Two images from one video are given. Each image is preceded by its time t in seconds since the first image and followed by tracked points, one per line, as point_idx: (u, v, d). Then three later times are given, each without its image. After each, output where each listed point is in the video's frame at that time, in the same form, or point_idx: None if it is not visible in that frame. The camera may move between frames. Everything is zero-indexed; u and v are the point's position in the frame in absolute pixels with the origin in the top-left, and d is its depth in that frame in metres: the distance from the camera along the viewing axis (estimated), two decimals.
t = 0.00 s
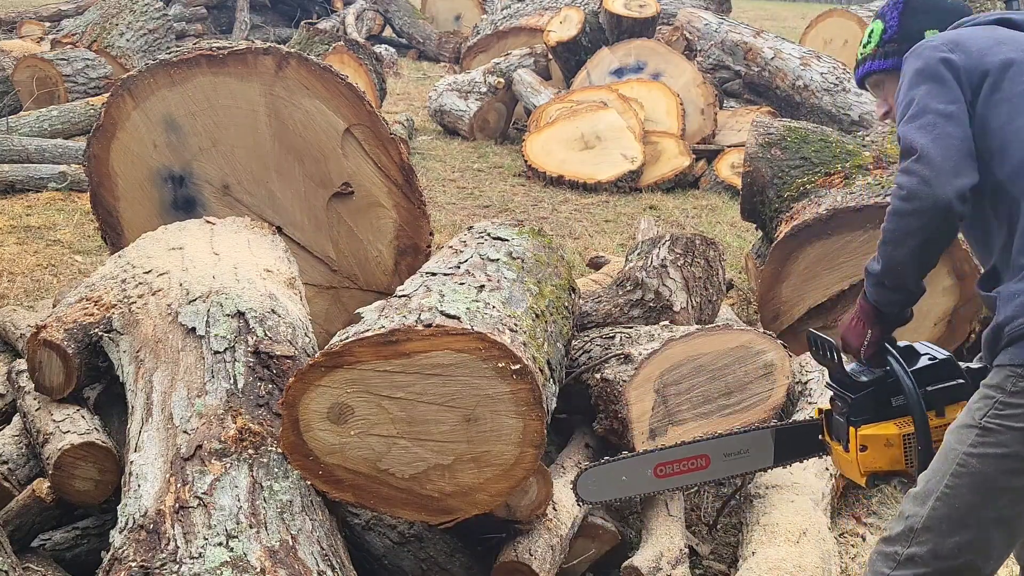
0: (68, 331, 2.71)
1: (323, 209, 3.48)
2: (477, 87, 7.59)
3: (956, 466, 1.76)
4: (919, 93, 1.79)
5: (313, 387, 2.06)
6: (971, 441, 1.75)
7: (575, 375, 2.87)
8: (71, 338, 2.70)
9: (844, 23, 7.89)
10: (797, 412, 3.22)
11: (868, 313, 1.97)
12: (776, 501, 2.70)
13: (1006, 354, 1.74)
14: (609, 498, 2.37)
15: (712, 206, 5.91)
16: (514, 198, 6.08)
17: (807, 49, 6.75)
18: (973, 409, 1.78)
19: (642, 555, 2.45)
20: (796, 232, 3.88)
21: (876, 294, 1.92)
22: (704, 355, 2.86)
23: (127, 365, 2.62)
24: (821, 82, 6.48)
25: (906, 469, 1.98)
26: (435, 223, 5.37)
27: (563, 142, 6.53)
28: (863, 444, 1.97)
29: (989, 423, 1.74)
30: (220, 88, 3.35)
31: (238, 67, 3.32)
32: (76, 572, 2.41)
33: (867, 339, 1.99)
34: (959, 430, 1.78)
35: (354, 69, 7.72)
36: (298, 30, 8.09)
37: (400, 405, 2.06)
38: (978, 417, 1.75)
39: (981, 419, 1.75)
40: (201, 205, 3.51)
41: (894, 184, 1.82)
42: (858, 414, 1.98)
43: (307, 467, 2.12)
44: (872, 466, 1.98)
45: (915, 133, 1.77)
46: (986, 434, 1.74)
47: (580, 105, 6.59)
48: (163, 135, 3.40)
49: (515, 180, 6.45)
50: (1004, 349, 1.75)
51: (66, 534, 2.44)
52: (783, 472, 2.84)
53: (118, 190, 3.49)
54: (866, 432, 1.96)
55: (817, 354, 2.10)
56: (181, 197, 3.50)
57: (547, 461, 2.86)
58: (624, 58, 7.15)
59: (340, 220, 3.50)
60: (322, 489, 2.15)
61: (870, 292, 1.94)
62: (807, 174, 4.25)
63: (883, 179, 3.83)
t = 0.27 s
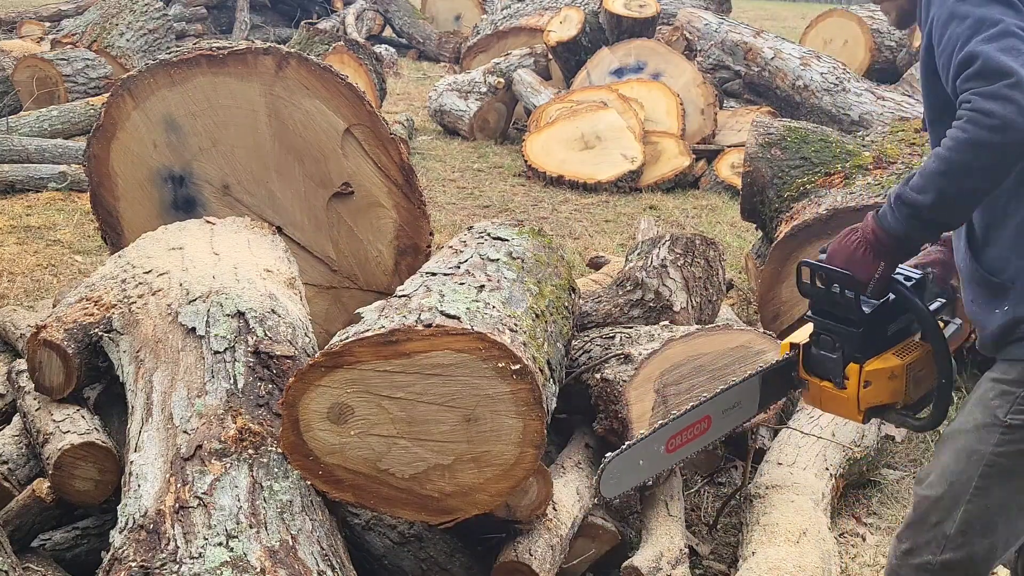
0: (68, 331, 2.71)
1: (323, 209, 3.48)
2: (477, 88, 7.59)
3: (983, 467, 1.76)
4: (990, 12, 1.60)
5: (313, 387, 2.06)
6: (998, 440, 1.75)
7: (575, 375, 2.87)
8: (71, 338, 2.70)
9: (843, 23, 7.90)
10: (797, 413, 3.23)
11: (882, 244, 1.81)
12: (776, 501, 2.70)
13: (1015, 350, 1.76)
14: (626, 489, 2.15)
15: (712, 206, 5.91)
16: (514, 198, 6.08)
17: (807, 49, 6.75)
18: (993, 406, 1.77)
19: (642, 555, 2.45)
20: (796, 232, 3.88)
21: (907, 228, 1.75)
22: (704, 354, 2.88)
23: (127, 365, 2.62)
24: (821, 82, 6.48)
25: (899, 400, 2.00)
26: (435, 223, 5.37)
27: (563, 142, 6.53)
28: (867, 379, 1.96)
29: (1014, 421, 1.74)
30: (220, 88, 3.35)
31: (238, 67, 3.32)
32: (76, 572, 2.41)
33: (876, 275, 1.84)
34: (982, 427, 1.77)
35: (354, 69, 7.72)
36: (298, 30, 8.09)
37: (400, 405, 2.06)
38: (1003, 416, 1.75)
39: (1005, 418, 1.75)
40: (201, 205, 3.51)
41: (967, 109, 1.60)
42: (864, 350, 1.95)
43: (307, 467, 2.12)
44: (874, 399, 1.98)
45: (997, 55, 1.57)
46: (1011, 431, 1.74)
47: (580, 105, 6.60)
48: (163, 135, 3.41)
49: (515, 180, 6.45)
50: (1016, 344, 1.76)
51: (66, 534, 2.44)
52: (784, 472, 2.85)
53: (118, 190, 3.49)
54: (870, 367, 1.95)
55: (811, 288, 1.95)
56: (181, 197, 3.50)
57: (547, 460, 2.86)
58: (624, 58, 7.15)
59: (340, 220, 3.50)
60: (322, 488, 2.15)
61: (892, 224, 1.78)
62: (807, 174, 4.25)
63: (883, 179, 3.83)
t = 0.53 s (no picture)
0: (68, 331, 2.71)
1: (323, 209, 3.48)
2: (477, 88, 7.59)
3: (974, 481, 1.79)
4: None
5: (313, 387, 2.06)
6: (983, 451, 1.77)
7: (575, 375, 2.87)
8: (71, 338, 2.70)
9: (843, 23, 7.91)
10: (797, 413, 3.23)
11: (908, 239, 1.62)
12: (776, 501, 2.70)
13: (992, 359, 1.74)
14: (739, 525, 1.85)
15: (712, 206, 5.91)
16: (514, 198, 6.08)
17: (807, 49, 6.75)
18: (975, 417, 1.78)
19: (642, 555, 2.45)
20: (796, 232, 3.88)
21: (946, 222, 1.58)
22: (704, 354, 2.88)
23: (126, 365, 2.62)
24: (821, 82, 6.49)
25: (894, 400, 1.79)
26: (435, 223, 5.37)
27: (563, 142, 6.52)
28: (876, 392, 1.71)
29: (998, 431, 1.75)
30: (220, 88, 3.35)
31: (238, 67, 3.32)
32: (76, 572, 2.41)
33: (899, 276, 1.64)
34: (967, 439, 1.78)
35: (354, 69, 7.72)
36: (298, 30, 8.08)
37: (400, 405, 2.06)
38: (986, 426, 1.76)
39: (989, 427, 1.76)
40: (201, 205, 3.51)
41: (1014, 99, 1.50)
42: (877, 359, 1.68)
43: (308, 467, 2.12)
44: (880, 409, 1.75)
45: None
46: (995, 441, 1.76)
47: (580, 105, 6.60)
48: (163, 135, 3.41)
49: (515, 180, 6.45)
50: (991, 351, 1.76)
51: (66, 535, 2.44)
52: (784, 472, 2.85)
53: (118, 190, 3.49)
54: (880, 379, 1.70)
55: (831, 299, 1.66)
56: (181, 197, 3.50)
57: (546, 460, 2.86)
58: (624, 58, 7.15)
59: (340, 220, 3.50)
60: (322, 488, 2.15)
61: (922, 211, 1.61)
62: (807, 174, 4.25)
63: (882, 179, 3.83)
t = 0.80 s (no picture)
0: (68, 331, 2.71)
1: (323, 209, 3.48)
2: (477, 88, 7.59)
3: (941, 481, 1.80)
4: None
5: (313, 387, 2.06)
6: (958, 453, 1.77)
7: (575, 375, 2.87)
8: (71, 338, 2.70)
9: (843, 22, 7.91)
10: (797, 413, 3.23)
11: (976, 243, 1.55)
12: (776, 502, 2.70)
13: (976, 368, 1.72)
14: None
15: (712, 206, 5.91)
16: (514, 198, 6.08)
17: (807, 49, 6.75)
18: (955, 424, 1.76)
19: (642, 555, 2.44)
20: (796, 232, 3.88)
21: (1014, 220, 1.53)
22: (704, 354, 2.89)
23: (126, 365, 2.62)
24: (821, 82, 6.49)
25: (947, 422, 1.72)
26: (435, 223, 5.37)
27: (563, 142, 6.52)
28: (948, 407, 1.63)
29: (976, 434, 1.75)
30: (220, 88, 3.35)
31: (238, 67, 3.32)
32: (76, 572, 2.41)
33: (966, 284, 1.57)
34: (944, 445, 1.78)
35: (354, 69, 7.72)
36: (298, 30, 8.08)
37: (400, 405, 2.06)
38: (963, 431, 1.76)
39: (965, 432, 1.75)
40: (201, 205, 3.51)
41: None
42: (944, 376, 1.62)
43: (308, 467, 2.12)
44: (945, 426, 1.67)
45: None
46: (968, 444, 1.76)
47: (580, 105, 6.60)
48: (163, 135, 3.41)
49: (515, 180, 6.45)
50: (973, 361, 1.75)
51: (66, 535, 2.44)
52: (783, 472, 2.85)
53: (118, 190, 3.49)
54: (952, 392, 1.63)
55: (910, 317, 1.58)
56: (181, 197, 3.50)
57: (546, 460, 2.86)
58: (624, 58, 7.15)
59: (340, 220, 3.50)
60: (322, 488, 2.15)
61: (989, 211, 1.54)
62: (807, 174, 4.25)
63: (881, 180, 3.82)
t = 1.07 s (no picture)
0: (68, 331, 2.71)
1: (323, 209, 3.48)
2: (477, 88, 7.59)
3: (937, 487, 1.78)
4: None
5: (313, 387, 2.06)
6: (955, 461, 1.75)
7: (575, 375, 2.87)
8: (71, 338, 2.70)
9: (842, 23, 7.91)
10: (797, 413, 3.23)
11: (985, 248, 1.57)
12: (776, 501, 2.70)
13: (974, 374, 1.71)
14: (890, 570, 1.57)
15: (712, 206, 5.91)
16: (514, 198, 6.08)
17: (807, 49, 6.75)
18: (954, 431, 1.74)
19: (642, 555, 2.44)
20: (796, 232, 3.88)
21: None
22: (705, 356, 2.89)
23: (127, 365, 2.62)
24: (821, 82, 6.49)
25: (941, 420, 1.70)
26: (435, 223, 5.37)
27: (563, 142, 6.52)
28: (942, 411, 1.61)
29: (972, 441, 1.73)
30: (220, 88, 3.35)
31: (238, 67, 3.32)
32: (76, 572, 2.41)
33: (972, 289, 1.59)
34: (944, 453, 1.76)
35: (354, 69, 7.72)
36: (298, 30, 8.08)
37: (400, 405, 2.06)
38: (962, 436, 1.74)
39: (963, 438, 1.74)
40: (201, 205, 3.51)
41: None
42: (941, 381, 1.58)
43: (308, 467, 2.12)
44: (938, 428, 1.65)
45: None
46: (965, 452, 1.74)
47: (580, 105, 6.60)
48: (163, 135, 3.40)
49: (515, 180, 6.45)
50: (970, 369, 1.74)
51: (66, 535, 2.44)
52: (784, 472, 2.85)
53: (118, 190, 3.49)
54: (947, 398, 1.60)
55: (916, 321, 1.53)
56: (181, 197, 3.50)
57: (546, 461, 2.86)
58: (624, 58, 7.15)
59: (340, 220, 3.50)
60: (322, 489, 2.15)
61: (998, 217, 1.56)
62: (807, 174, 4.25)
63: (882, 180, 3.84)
